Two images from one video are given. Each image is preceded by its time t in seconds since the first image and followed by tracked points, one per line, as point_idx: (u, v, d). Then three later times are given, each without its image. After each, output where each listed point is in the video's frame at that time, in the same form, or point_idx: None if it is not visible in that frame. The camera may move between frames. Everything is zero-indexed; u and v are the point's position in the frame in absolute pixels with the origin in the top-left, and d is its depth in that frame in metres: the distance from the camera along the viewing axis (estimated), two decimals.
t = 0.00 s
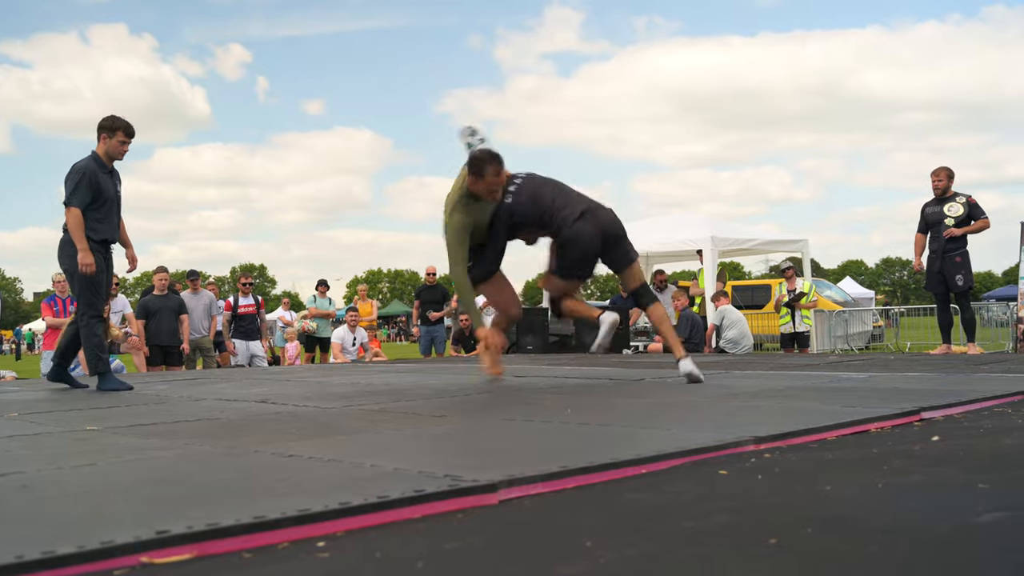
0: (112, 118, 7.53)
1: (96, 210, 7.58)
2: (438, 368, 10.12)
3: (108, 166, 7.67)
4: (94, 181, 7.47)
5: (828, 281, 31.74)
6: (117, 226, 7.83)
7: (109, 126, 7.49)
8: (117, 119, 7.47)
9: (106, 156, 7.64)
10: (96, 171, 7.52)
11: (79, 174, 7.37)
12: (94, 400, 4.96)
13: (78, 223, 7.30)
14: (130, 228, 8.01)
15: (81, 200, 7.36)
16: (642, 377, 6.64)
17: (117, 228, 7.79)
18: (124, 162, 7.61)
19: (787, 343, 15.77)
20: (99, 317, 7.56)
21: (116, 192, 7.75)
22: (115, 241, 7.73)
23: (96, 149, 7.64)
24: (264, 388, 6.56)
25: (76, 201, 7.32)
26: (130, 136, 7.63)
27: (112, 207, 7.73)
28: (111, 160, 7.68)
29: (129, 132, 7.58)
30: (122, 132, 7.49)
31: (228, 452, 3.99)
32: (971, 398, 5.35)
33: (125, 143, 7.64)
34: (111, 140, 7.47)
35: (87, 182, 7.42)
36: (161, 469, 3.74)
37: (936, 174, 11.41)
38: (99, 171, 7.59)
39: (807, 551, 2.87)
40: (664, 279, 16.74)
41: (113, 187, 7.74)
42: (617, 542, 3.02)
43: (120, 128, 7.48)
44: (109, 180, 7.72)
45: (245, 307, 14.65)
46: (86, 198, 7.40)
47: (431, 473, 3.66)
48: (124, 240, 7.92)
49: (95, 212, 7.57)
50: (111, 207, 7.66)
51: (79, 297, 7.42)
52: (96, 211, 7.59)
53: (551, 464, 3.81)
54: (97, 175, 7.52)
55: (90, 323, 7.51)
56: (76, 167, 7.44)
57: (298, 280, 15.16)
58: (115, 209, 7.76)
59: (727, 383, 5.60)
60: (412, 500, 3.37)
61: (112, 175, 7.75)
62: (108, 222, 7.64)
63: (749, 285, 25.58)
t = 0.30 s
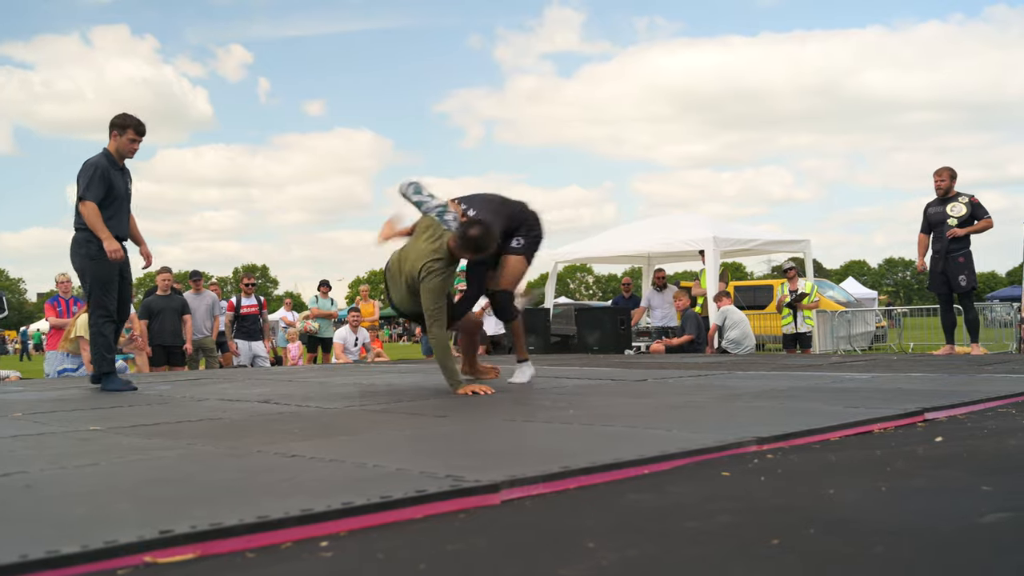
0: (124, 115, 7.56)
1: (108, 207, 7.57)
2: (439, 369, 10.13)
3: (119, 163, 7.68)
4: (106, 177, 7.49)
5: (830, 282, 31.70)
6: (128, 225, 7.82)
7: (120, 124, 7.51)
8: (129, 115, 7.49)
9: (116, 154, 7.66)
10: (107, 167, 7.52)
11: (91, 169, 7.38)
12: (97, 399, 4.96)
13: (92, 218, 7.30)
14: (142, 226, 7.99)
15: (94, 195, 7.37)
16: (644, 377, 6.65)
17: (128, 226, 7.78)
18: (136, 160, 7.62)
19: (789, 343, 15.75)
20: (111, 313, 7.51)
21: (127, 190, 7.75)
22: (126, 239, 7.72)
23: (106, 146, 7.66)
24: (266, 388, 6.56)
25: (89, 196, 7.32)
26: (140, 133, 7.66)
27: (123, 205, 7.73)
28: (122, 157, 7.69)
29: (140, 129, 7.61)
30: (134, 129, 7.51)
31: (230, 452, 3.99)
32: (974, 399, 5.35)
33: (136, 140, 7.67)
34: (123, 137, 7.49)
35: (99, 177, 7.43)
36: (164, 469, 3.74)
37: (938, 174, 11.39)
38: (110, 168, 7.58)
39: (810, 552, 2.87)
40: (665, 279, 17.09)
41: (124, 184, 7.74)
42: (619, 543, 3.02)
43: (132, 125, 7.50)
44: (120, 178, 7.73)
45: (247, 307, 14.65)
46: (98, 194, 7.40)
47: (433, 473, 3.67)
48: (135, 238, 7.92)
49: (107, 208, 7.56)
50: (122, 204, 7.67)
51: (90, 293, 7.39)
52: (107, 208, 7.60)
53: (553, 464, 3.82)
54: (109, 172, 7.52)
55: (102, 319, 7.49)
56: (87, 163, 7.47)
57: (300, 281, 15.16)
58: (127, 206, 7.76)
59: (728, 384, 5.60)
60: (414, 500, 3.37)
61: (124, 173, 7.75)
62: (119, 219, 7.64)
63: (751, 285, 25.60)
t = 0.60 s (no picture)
0: (149, 118, 7.61)
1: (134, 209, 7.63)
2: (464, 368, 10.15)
3: (147, 166, 7.75)
4: (128, 179, 7.57)
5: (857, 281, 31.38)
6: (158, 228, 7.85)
7: (145, 127, 7.56)
8: (154, 118, 7.55)
9: (145, 156, 7.74)
10: (131, 169, 7.61)
11: (113, 172, 7.49)
12: (126, 398, 5.01)
13: (112, 220, 7.39)
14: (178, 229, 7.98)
15: (115, 197, 7.45)
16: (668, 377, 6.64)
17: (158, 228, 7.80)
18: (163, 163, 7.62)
19: (815, 343, 15.62)
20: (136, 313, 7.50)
21: (156, 192, 7.79)
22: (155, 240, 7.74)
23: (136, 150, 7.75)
24: (291, 387, 6.60)
25: (110, 198, 7.41)
26: (166, 135, 7.67)
27: (151, 206, 7.77)
28: (150, 161, 7.76)
29: (165, 131, 7.62)
30: (156, 130, 7.55)
31: (256, 450, 4.02)
32: (1004, 399, 5.28)
33: (162, 142, 7.69)
34: (146, 138, 7.54)
35: (121, 178, 7.51)
36: (192, 467, 3.78)
37: (966, 170, 11.26)
38: (136, 171, 7.65)
39: (837, 553, 2.85)
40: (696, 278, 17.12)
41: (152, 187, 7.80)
42: (644, 543, 3.01)
43: (154, 128, 7.55)
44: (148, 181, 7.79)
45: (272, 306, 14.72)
46: (120, 196, 7.48)
47: (458, 472, 3.68)
48: (170, 239, 7.96)
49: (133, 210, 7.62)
50: (149, 206, 7.71)
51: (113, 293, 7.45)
52: (134, 210, 7.68)
53: (578, 463, 3.82)
54: (132, 174, 7.61)
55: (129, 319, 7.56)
56: (113, 167, 7.59)
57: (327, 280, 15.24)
58: (155, 208, 7.79)
59: (754, 383, 5.57)
60: (439, 498, 3.38)
61: (153, 176, 7.82)
62: (146, 220, 7.68)
63: (776, 284, 25.48)
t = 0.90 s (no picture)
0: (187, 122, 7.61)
1: (166, 211, 7.66)
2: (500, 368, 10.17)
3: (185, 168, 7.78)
4: (160, 181, 7.63)
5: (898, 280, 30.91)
6: (193, 230, 7.83)
7: (182, 130, 7.57)
8: (192, 120, 7.54)
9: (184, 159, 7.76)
10: (165, 172, 7.66)
11: (144, 173, 7.59)
12: (170, 396, 5.08)
13: (138, 221, 7.49)
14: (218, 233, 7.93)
15: (144, 198, 7.54)
16: (707, 377, 6.60)
17: (191, 230, 7.79)
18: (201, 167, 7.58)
19: (855, 344, 15.45)
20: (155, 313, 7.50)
21: (191, 195, 7.79)
22: (185, 242, 7.72)
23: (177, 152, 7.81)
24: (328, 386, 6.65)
25: (137, 199, 7.51)
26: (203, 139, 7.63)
27: (186, 209, 7.77)
28: (190, 164, 7.78)
29: (201, 135, 7.58)
30: (192, 134, 7.53)
31: (296, 448, 4.05)
32: None
33: (199, 146, 7.66)
34: (181, 141, 7.55)
35: (153, 180, 7.58)
36: (232, 465, 3.82)
37: (1012, 169, 11.06)
38: (170, 173, 7.70)
39: (879, 556, 2.81)
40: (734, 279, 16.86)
41: (188, 190, 7.80)
42: (683, 544, 2.99)
43: (188, 131, 7.53)
44: (186, 183, 7.81)
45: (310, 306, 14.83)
46: (149, 198, 7.56)
47: (496, 471, 3.69)
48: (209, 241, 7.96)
49: (165, 212, 7.65)
50: (182, 208, 7.71)
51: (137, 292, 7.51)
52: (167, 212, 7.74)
53: (615, 464, 3.81)
54: (166, 176, 7.66)
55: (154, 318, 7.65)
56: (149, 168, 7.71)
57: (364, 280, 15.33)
58: (190, 211, 7.78)
59: (795, 384, 5.52)
60: (477, 497, 3.39)
61: (190, 179, 7.84)
62: (177, 222, 7.67)
63: (814, 284, 25.22)
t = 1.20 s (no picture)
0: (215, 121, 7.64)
1: (195, 211, 7.70)
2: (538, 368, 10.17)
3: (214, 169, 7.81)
4: (188, 181, 7.69)
5: (942, 279, 30.45)
6: (223, 229, 7.84)
7: (208, 130, 7.61)
8: (216, 119, 7.59)
9: (213, 160, 7.80)
10: (193, 172, 7.73)
11: (173, 174, 7.69)
12: (213, 394, 5.16)
13: (165, 222, 7.58)
14: (250, 230, 7.91)
15: (171, 199, 7.62)
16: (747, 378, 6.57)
17: (221, 229, 7.80)
18: (228, 164, 7.59)
19: (898, 345, 15.16)
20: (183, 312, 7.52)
21: (220, 194, 7.81)
22: (213, 241, 7.73)
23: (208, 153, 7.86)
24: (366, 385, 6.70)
25: (164, 200, 7.60)
26: (229, 138, 7.63)
27: (216, 208, 7.80)
28: (219, 164, 7.82)
29: (226, 134, 7.60)
30: (215, 133, 7.57)
31: (336, 447, 4.09)
32: None
33: (226, 146, 7.67)
34: (206, 141, 7.60)
35: (180, 181, 7.66)
36: (273, 463, 3.87)
37: None
38: (198, 173, 7.76)
39: (924, 559, 2.77)
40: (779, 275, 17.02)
41: (217, 189, 7.83)
42: (725, 545, 2.97)
43: (212, 130, 7.57)
44: (215, 183, 7.84)
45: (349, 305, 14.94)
46: (176, 198, 7.63)
47: (534, 471, 3.70)
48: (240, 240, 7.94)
49: (194, 212, 7.69)
50: (210, 207, 7.74)
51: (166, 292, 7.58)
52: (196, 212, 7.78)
53: (654, 464, 3.79)
54: (193, 176, 7.72)
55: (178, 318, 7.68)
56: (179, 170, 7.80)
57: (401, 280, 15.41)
58: (220, 210, 7.80)
59: (837, 385, 5.45)
60: (516, 497, 3.39)
61: (220, 179, 7.87)
62: (205, 221, 7.70)
63: (855, 284, 24.96)
